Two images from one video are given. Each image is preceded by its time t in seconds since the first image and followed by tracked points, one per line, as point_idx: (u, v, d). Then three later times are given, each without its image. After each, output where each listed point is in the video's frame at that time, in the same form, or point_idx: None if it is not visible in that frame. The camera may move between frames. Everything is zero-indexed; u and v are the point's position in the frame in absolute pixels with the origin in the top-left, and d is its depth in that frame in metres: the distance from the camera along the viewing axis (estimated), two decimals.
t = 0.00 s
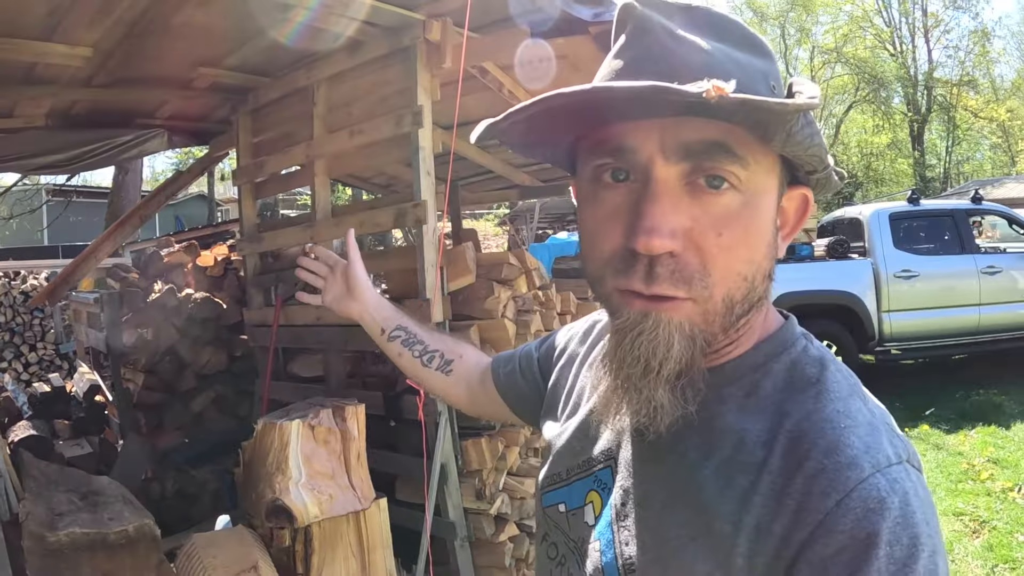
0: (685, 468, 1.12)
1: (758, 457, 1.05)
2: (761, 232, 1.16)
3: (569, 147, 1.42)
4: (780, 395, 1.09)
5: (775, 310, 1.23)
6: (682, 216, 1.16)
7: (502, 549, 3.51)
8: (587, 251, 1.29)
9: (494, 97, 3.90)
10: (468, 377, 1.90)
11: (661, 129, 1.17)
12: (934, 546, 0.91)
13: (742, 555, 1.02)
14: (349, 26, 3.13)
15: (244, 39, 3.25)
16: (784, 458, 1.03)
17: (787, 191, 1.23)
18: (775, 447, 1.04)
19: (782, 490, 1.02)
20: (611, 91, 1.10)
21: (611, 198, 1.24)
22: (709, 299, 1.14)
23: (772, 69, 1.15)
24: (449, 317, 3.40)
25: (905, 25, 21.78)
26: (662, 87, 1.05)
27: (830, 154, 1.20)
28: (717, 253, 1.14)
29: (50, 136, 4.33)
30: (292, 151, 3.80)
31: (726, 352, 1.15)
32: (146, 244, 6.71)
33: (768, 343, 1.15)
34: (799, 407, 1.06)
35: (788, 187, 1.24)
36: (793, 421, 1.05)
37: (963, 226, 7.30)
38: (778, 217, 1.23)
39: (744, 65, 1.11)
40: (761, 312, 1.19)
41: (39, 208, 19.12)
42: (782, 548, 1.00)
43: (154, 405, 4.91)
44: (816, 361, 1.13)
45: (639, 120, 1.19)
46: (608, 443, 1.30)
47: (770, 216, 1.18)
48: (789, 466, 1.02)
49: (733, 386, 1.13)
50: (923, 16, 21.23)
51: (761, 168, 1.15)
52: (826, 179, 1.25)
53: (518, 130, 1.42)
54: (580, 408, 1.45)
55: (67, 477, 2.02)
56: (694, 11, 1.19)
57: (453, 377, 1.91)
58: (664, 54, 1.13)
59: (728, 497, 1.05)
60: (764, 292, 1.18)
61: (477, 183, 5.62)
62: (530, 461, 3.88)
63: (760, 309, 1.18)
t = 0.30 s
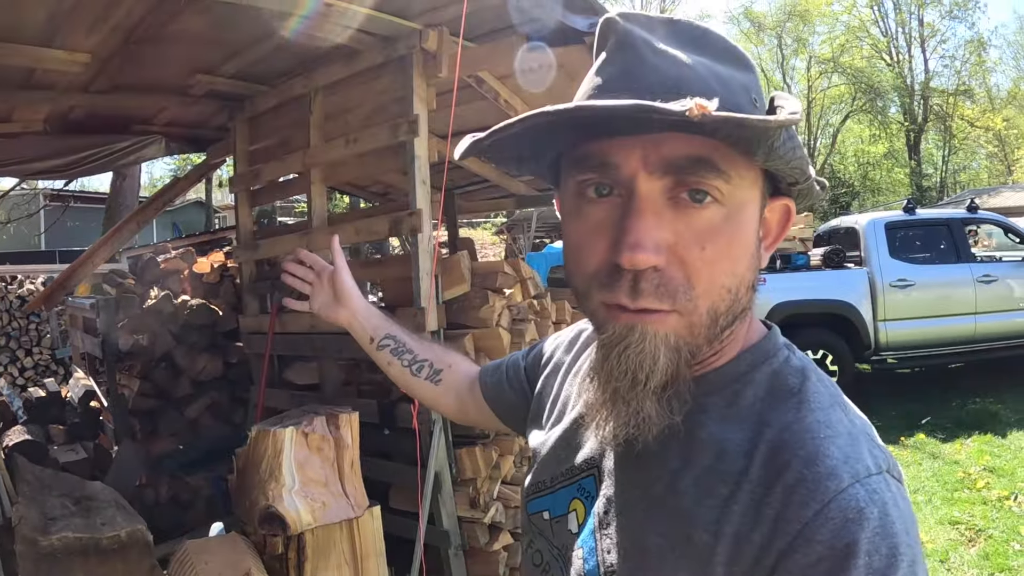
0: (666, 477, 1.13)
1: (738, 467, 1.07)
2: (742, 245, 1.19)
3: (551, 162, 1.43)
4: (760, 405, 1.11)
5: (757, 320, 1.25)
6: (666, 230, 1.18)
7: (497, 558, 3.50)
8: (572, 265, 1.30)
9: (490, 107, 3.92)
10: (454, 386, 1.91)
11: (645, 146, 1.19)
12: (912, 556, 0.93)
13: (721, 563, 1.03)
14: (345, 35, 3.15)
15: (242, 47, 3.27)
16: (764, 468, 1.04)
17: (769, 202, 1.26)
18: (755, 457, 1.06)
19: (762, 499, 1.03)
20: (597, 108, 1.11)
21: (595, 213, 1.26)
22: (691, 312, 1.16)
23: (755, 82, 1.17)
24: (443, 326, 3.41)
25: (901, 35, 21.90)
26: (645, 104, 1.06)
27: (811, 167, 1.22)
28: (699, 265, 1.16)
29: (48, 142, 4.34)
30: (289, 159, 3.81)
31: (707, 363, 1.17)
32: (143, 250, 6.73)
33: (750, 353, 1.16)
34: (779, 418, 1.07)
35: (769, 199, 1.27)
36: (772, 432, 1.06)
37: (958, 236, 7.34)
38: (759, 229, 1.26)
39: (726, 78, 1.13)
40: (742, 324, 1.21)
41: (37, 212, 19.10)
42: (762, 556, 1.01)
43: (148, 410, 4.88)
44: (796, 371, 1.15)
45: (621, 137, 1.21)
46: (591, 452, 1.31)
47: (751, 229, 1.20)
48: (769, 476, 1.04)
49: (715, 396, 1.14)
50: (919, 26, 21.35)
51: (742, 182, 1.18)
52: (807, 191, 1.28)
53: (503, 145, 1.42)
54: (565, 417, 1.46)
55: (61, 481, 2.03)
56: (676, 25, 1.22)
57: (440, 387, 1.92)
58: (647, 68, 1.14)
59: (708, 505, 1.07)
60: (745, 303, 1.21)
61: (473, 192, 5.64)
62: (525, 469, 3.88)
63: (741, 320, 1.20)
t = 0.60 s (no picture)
0: (663, 482, 1.14)
1: (734, 473, 1.07)
2: (746, 250, 1.20)
3: (554, 170, 1.44)
4: (758, 412, 1.12)
5: (756, 326, 1.26)
6: (670, 236, 1.19)
7: (494, 565, 3.50)
8: (575, 271, 1.31)
9: (489, 114, 3.94)
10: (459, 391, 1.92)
11: (650, 151, 1.20)
12: (907, 563, 0.93)
13: (717, 569, 1.04)
14: (346, 43, 3.17)
15: (243, 53, 3.29)
16: (761, 475, 1.05)
17: (770, 209, 1.28)
18: (752, 463, 1.06)
19: (758, 506, 1.04)
20: (603, 111, 1.11)
21: (599, 219, 1.27)
22: (695, 319, 1.16)
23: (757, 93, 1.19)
24: (441, 332, 3.43)
25: (899, 44, 22.01)
26: (648, 105, 1.07)
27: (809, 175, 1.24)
28: (704, 270, 1.17)
29: (48, 146, 4.35)
30: (288, 165, 3.82)
31: (706, 370, 1.18)
32: (142, 255, 6.74)
33: (749, 360, 1.16)
34: (777, 424, 1.08)
35: (770, 207, 1.28)
36: (770, 439, 1.06)
37: (955, 244, 7.37)
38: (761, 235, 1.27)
39: (728, 87, 1.14)
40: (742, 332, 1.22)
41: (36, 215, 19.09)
42: (757, 562, 1.02)
43: (145, 415, 4.84)
44: (796, 378, 1.15)
45: (627, 143, 1.22)
46: (589, 456, 1.32)
47: (753, 235, 1.21)
48: (765, 482, 1.04)
49: (712, 402, 1.15)
50: (917, 35, 21.45)
51: (745, 188, 1.19)
52: (805, 200, 1.30)
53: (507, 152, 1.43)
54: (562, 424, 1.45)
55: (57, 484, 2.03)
56: (677, 38, 1.24)
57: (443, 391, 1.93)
58: (650, 76, 1.15)
59: (705, 511, 1.07)
60: (748, 308, 1.22)
61: (472, 199, 5.66)
62: (523, 477, 3.88)
63: (741, 325, 1.21)
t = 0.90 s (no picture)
0: (668, 474, 1.14)
1: (739, 464, 1.07)
2: (746, 250, 1.20)
3: (563, 163, 1.45)
4: (762, 404, 1.11)
5: (762, 320, 1.26)
6: (670, 231, 1.20)
7: (492, 567, 3.50)
8: (576, 263, 1.33)
9: (493, 116, 3.94)
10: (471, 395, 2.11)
11: (651, 146, 1.20)
12: (915, 552, 0.92)
13: (723, 560, 1.03)
14: (351, 42, 3.17)
15: (248, 51, 3.29)
16: (765, 466, 1.04)
17: (774, 208, 1.27)
18: (756, 454, 1.06)
19: (763, 497, 1.03)
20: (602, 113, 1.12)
21: (600, 213, 1.27)
22: (694, 309, 1.18)
23: (767, 94, 1.19)
24: (443, 333, 3.41)
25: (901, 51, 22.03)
26: (653, 108, 1.07)
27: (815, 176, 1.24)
28: (703, 267, 1.18)
29: (51, 141, 4.35)
30: (291, 164, 3.82)
31: (710, 363, 1.17)
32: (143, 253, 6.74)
33: (753, 353, 1.16)
34: (781, 416, 1.07)
35: (774, 206, 1.27)
36: (774, 431, 1.06)
37: (956, 250, 7.36)
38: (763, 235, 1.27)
39: (737, 89, 1.14)
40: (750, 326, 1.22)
41: (37, 212, 19.07)
42: (764, 552, 1.01)
43: (144, 413, 4.86)
44: (801, 371, 1.15)
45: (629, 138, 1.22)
46: (595, 450, 1.31)
47: (753, 234, 1.22)
48: (770, 473, 1.03)
49: (716, 395, 1.14)
50: (919, 42, 21.51)
51: (747, 187, 1.19)
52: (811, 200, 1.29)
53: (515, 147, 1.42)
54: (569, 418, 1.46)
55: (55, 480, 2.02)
56: (688, 36, 1.23)
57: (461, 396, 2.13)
58: (660, 75, 1.15)
59: (709, 502, 1.07)
60: (749, 304, 1.22)
61: (473, 200, 5.66)
62: (522, 478, 3.87)
63: (747, 319, 1.21)
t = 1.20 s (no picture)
0: (658, 470, 1.15)
1: (728, 461, 1.08)
2: (731, 243, 1.20)
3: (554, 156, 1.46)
4: (752, 403, 1.12)
5: (753, 318, 1.28)
6: (652, 223, 1.21)
7: (483, 566, 3.51)
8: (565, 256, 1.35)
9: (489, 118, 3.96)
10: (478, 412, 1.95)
11: (635, 138, 1.22)
12: (902, 550, 0.94)
13: (713, 555, 1.04)
14: (350, 43, 3.20)
15: (246, 51, 3.31)
16: (755, 464, 1.05)
17: (765, 202, 1.27)
18: (745, 452, 1.07)
19: (753, 494, 1.04)
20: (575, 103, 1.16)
21: (586, 206, 1.30)
22: (674, 306, 1.18)
23: (761, 87, 1.18)
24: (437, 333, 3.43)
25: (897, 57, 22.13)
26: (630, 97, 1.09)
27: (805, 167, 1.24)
28: (685, 259, 1.18)
29: (49, 139, 4.36)
30: (287, 164, 3.83)
31: (697, 360, 1.18)
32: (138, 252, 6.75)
33: (743, 352, 1.18)
34: (771, 416, 1.09)
35: (766, 200, 1.28)
36: (764, 429, 1.07)
37: (950, 255, 7.42)
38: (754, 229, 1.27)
39: (725, 80, 1.14)
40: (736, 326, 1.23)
41: (33, 211, 19.01)
42: (752, 549, 1.02)
43: (139, 412, 4.87)
44: (790, 371, 1.17)
45: (614, 129, 1.25)
46: (586, 446, 1.32)
47: (740, 227, 1.22)
48: (759, 471, 1.04)
49: (706, 393, 1.15)
50: (915, 49, 21.63)
51: (732, 179, 1.19)
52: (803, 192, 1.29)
53: (505, 136, 1.45)
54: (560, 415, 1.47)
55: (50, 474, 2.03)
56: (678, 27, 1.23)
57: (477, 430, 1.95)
58: (645, 68, 1.17)
59: (698, 498, 1.08)
60: (735, 301, 1.23)
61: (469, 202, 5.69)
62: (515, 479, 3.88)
63: (736, 317, 1.23)
